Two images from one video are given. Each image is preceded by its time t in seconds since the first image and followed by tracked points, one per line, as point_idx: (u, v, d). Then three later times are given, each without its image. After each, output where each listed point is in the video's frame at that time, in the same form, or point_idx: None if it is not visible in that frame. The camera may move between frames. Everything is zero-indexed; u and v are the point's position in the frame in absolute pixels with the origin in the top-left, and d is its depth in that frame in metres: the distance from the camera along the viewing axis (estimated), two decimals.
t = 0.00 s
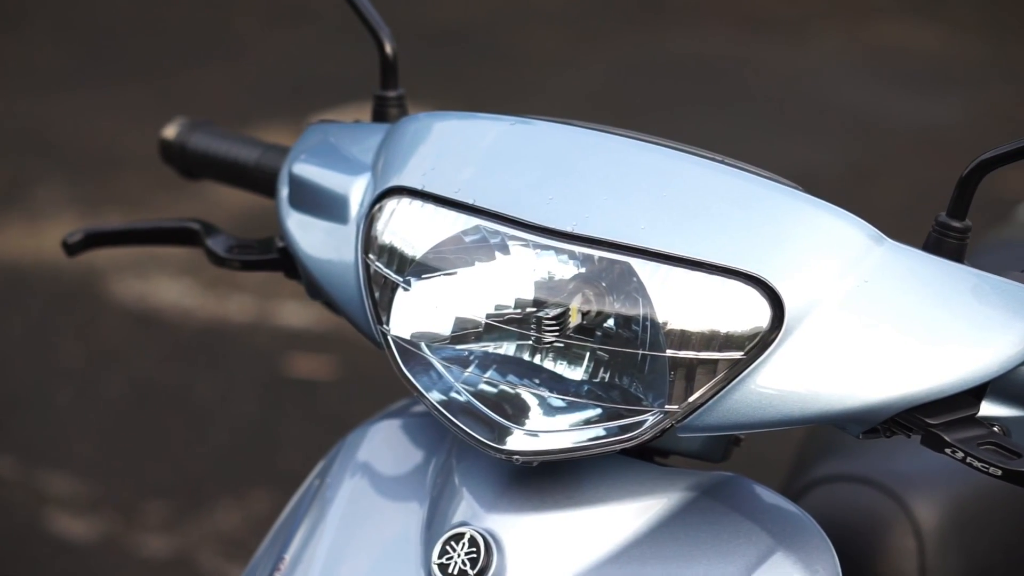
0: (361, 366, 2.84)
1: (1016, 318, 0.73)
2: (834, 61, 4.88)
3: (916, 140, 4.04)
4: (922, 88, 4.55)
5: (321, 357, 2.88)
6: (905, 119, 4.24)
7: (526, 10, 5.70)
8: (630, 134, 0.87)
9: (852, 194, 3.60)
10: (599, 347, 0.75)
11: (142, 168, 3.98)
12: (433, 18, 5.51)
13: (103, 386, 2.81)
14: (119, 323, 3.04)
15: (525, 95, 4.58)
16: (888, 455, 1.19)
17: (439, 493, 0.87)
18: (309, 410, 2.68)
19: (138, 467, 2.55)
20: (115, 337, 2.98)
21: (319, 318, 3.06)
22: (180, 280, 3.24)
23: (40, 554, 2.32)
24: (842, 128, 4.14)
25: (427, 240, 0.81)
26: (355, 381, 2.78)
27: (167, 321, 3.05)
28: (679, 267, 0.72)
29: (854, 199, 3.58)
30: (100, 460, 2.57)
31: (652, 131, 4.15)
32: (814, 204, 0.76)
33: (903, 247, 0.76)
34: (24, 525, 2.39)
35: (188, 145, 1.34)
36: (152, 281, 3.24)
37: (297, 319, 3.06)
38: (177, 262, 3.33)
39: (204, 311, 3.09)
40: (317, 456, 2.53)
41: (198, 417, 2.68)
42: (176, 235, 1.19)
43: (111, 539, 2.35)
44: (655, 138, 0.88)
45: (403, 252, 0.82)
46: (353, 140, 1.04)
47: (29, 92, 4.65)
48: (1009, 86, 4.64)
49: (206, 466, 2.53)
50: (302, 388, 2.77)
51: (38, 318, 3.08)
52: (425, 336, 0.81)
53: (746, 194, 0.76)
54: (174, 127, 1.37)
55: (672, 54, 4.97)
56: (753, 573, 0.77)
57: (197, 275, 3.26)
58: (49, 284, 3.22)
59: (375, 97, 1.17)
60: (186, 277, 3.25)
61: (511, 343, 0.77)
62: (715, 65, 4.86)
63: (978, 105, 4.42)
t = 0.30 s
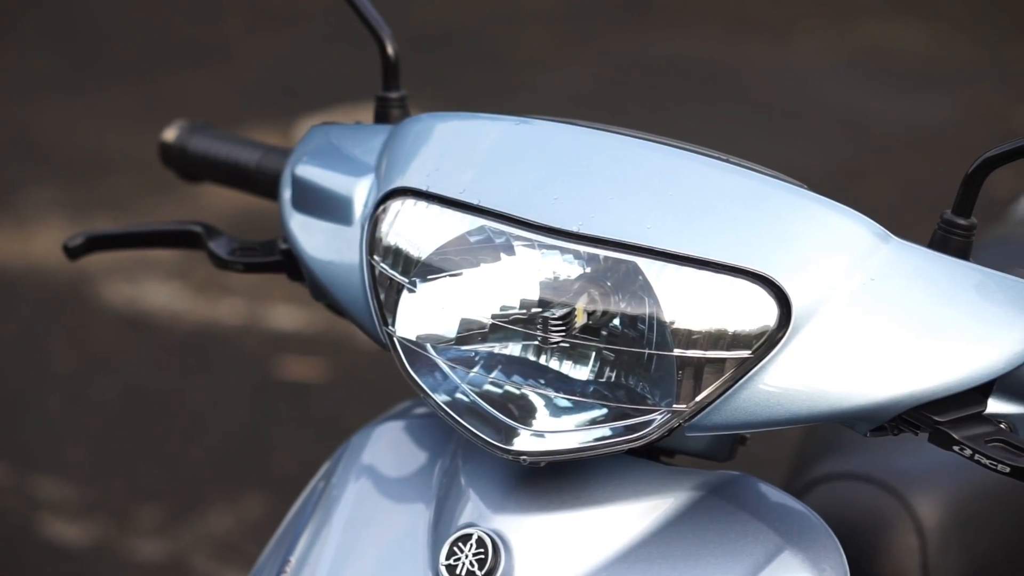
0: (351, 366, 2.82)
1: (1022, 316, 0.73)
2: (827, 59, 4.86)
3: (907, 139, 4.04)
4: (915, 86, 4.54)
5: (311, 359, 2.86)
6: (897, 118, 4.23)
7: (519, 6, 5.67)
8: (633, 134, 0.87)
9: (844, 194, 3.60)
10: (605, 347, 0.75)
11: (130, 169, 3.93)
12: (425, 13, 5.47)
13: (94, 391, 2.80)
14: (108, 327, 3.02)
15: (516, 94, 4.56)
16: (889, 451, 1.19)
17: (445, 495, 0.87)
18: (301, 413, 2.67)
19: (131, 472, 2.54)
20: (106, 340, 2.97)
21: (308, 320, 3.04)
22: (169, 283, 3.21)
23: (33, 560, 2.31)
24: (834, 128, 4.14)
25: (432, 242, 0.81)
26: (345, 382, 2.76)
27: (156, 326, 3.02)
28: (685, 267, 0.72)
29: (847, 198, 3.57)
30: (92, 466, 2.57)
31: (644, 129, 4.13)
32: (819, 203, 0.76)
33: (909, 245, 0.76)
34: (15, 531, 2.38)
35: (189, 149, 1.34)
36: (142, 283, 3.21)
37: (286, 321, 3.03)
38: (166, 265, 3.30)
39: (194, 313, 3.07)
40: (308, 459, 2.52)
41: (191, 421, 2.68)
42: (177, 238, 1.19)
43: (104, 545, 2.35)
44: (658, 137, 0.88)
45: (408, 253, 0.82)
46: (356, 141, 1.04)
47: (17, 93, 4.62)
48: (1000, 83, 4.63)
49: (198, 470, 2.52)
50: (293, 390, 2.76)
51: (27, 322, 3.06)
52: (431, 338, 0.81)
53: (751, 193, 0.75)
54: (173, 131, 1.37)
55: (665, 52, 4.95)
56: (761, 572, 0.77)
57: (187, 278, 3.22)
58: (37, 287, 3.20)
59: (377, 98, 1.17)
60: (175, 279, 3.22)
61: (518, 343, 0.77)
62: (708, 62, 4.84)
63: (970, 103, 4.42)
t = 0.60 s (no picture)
0: (343, 368, 2.83)
1: None
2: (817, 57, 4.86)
3: (897, 136, 4.05)
4: (904, 84, 4.55)
5: (303, 361, 2.86)
6: (886, 116, 4.24)
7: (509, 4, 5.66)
8: (638, 132, 0.87)
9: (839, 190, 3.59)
10: (612, 344, 0.75)
11: (119, 169, 3.89)
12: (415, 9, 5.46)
13: (86, 392, 2.78)
14: (97, 328, 2.99)
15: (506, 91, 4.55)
16: (891, 447, 1.19)
17: (453, 494, 0.87)
18: (295, 415, 2.67)
19: (123, 475, 2.53)
20: (96, 341, 2.94)
21: (299, 320, 3.05)
22: (160, 285, 3.19)
23: (24, 562, 2.29)
24: (825, 126, 4.14)
25: (439, 241, 0.81)
26: (337, 384, 2.77)
27: (147, 328, 3.00)
28: (693, 265, 0.72)
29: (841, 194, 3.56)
30: (83, 468, 2.55)
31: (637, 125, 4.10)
32: (826, 200, 0.76)
33: (916, 241, 0.76)
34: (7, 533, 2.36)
35: (189, 149, 1.33)
36: (131, 285, 3.19)
37: (277, 321, 3.05)
38: (156, 267, 3.28)
39: (186, 316, 3.05)
40: (302, 461, 2.52)
41: (183, 423, 2.66)
42: (181, 240, 1.19)
43: (97, 546, 2.33)
44: (663, 135, 0.88)
45: (415, 253, 0.82)
46: (360, 142, 1.04)
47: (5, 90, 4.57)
48: (988, 80, 4.65)
49: (192, 472, 2.51)
50: (285, 392, 2.75)
51: (13, 321, 3.02)
52: (438, 337, 0.81)
53: (758, 190, 0.75)
54: (174, 131, 1.36)
55: (656, 49, 4.94)
56: (770, 570, 0.77)
57: (177, 280, 3.21)
58: (24, 286, 3.16)
59: (380, 99, 1.17)
60: (165, 282, 3.21)
61: (525, 342, 0.77)
62: (699, 59, 4.83)
63: (959, 100, 4.43)
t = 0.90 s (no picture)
0: (330, 367, 2.80)
1: None
2: (808, 50, 4.84)
3: (885, 133, 4.05)
4: (893, 79, 4.54)
5: (289, 360, 2.84)
6: (875, 111, 4.23)
7: None
8: (642, 129, 0.87)
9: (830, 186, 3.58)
10: (617, 342, 0.75)
11: (105, 167, 3.87)
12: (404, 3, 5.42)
13: (74, 394, 2.77)
14: (83, 330, 2.98)
15: (495, 86, 4.53)
16: (891, 444, 1.18)
17: (458, 494, 0.87)
18: (284, 415, 2.65)
19: (112, 477, 2.53)
20: (83, 342, 2.93)
21: (287, 321, 3.01)
22: (146, 286, 3.16)
23: (12, 565, 2.29)
24: (813, 123, 4.14)
25: (443, 241, 0.80)
26: (325, 382, 2.74)
27: (135, 329, 2.97)
28: (700, 262, 0.72)
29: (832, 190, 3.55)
30: (72, 472, 2.55)
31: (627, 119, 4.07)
32: (831, 196, 0.76)
33: (920, 237, 0.76)
34: None
35: (188, 149, 1.33)
36: (118, 285, 3.17)
37: (264, 322, 3.01)
38: (143, 268, 3.25)
39: (173, 315, 3.03)
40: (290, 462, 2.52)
41: (172, 425, 2.66)
42: (183, 240, 1.18)
43: (86, 549, 2.34)
44: (666, 132, 0.88)
45: (419, 252, 0.82)
46: (362, 141, 1.04)
47: None
48: (977, 74, 4.63)
49: (181, 474, 2.51)
50: (272, 393, 2.73)
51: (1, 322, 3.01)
52: (443, 336, 0.81)
53: (762, 187, 0.75)
54: (173, 131, 1.35)
55: (645, 42, 4.92)
56: (778, 567, 0.77)
57: (162, 281, 3.18)
58: (10, 288, 3.14)
59: (381, 97, 1.17)
60: (151, 283, 3.17)
61: (531, 340, 0.77)
62: (689, 52, 4.81)
63: (947, 95, 4.42)
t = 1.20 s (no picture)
0: (320, 370, 2.79)
1: None
2: (796, 51, 4.84)
3: (874, 134, 4.05)
4: (881, 79, 4.54)
5: (278, 363, 2.83)
6: (868, 112, 4.23)
7: None
8: (646, 132, 0.87)
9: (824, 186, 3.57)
10: (623, 345, 0.75)
11: (94, 171, 3.86)
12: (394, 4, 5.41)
13: (64, 399, 2.76)
14: (71, 334, 2.96)
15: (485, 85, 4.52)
16: (892, 445, 1.18)
17: (463, 498, 0.87)
18: (275, 418, 2.65)
19: (103, 483, 2.53)
20: (72, 346, 2.92)
21: (278, 323, 2.99)
22: (134, 290, 3.15)
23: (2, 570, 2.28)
24: (802, 124, 4.13)
25: (448, 243, 0.80)
26: (316, 385, 2.73)
27: (124, 334, 2.96)
28: (707, 265, 0.72)
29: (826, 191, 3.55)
30: (63, 477, 2.54)
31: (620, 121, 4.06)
32: (837, 197, 0.76)
33: (927, 239, 0.76)
34: None
35: (189, 153, 1.33)
36: (107, 289, 3.15)
37: (255, 326, 2.99)
38: (132, 273, 3.24)
39: (162, 320, 3.02)
40: (282, 466, 2.51)
41: (164, 429, 2.65)
42: (185, 245, 1.18)
43: (77, 554, 2.33)
44: (670, 134, 0.88)
45: (424, 256, 0.81)
46: (365, 144, 1.04)
47: None
48: (964, 72, 4.64)
49: (173, 478, 2.51)
50: (262, 396, 2.72)
51: None
52: (448, 339, 0.81)
53: (767, 189, 0.75)
54: (173, 135, 1.36)
55: (635, 42, 4.91)
56: (786, 569, 0.77)
57: (152, 285, 3.16)
58: None
59: (384, 101, 1.17)
60: (140, 287, 3.16)
61: (538, 343, 0.77)
62: (679, 52, 4.80)
63: (937, 95, 4.42)
